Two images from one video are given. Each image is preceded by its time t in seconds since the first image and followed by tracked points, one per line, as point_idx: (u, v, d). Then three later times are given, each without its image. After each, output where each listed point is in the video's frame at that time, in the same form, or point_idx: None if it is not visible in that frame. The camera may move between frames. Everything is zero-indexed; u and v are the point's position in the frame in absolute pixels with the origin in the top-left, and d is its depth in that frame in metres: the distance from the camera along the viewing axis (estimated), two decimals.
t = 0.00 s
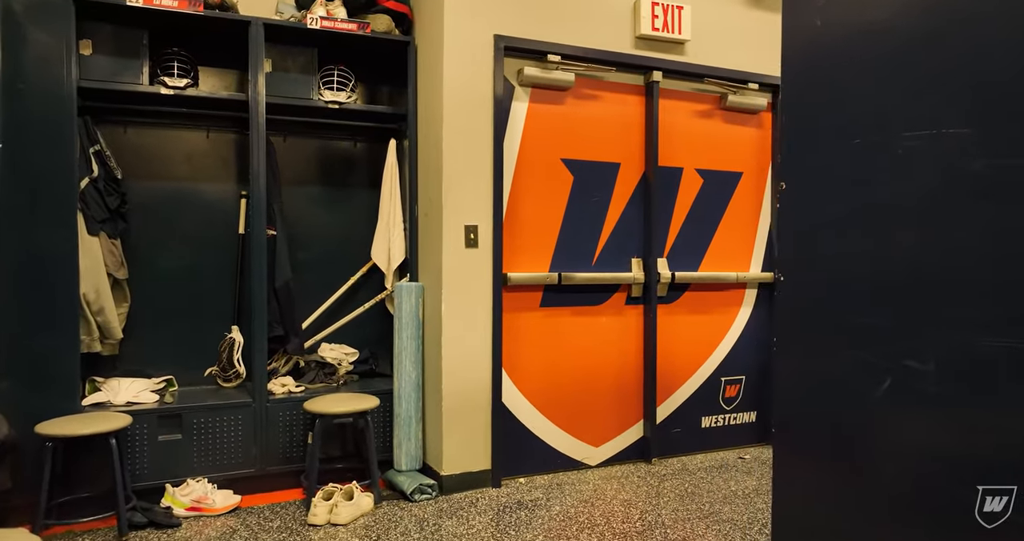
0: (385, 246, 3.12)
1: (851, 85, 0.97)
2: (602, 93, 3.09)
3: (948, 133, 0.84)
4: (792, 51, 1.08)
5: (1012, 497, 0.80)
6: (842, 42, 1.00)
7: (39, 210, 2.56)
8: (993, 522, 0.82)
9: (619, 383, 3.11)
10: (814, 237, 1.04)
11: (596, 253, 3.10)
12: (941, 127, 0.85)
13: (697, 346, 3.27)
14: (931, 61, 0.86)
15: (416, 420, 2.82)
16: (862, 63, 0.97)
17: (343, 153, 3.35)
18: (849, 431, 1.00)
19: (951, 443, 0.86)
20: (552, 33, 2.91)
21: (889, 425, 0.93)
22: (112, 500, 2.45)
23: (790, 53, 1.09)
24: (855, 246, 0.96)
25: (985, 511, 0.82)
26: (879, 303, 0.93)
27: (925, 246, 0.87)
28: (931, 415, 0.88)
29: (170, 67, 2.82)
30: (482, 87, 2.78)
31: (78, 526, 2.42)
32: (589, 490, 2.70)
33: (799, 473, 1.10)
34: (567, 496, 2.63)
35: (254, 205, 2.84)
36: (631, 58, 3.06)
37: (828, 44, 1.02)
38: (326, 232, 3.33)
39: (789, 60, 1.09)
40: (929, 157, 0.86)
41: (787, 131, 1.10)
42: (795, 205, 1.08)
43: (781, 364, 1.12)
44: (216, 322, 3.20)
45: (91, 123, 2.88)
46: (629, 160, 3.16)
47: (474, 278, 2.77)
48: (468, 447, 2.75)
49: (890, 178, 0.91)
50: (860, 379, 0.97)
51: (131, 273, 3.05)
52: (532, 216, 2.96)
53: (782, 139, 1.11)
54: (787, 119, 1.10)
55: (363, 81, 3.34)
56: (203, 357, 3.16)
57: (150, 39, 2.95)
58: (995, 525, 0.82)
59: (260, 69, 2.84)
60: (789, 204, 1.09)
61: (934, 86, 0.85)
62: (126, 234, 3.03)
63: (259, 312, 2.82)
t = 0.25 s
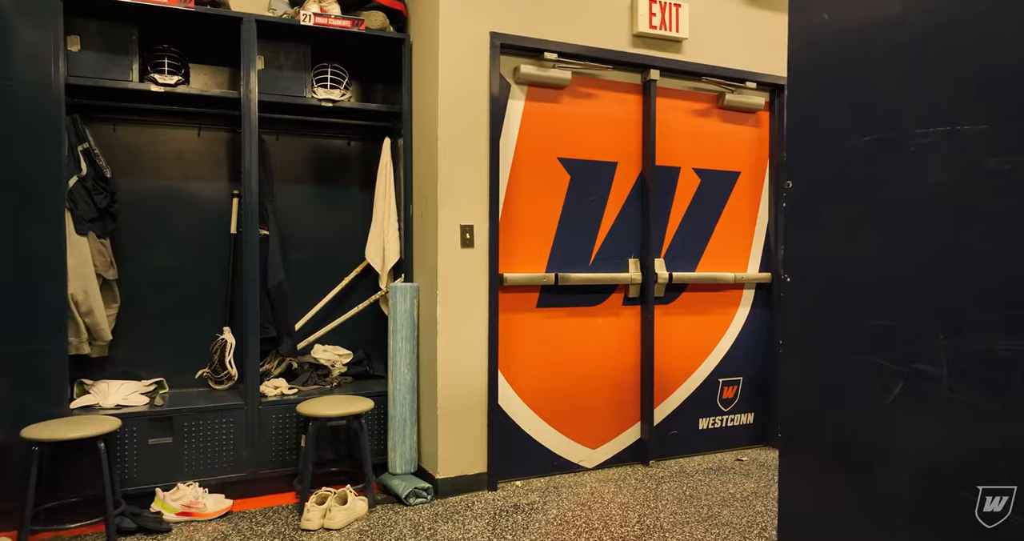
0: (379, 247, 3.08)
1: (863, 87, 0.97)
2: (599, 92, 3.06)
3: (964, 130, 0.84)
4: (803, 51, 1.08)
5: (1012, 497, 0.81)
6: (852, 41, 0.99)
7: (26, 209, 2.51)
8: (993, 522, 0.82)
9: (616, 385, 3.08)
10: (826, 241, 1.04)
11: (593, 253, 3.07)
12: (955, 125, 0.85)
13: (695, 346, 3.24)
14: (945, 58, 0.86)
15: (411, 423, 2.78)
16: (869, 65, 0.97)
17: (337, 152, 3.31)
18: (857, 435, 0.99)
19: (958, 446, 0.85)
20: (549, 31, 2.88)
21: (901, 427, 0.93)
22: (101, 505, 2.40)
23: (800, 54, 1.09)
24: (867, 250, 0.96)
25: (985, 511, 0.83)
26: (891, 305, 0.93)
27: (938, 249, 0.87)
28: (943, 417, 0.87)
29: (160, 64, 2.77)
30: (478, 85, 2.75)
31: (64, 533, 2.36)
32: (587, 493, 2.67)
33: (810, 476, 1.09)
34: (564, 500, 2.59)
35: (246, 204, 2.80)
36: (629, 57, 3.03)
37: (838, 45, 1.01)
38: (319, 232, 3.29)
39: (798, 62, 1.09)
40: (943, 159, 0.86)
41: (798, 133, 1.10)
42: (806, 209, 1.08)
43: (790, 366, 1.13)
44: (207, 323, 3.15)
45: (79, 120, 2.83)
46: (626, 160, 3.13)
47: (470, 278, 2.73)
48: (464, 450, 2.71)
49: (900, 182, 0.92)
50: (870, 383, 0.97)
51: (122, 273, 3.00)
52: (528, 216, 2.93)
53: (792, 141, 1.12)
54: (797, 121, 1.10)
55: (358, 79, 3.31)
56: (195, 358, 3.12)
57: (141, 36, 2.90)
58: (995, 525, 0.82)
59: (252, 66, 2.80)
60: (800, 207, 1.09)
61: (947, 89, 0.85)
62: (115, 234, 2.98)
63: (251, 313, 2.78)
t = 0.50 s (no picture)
0: (373, 247, 3.04)
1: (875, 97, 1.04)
2: (595, 90, 3.03)
3: (979, 125, 0.93)
4: (811, 55, 1.14)
5: (1012, 497, 0.92)
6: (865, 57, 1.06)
7: (12, 207, 2.45)
8: (993, 521, 0.93)
9: (613, 386, 3.05)
10: (836, 244, 1.10)
11: (590, 253, 3.04)
12: (971, 121, 0.93)
13: (692, 347, 3.21)
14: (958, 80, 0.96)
15: (405, 425, 2.74)
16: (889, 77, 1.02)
17: (330, 151, 3.26)
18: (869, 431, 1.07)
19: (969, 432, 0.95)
20: (545, 27, 2.84)
21: (914, 424, 1.00)
22: (89, 510, 2.35)
23: (808, 66, 1.14)
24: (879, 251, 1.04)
25: (986, 511, 0.94)
26: (910, 295, 1.00)
27: (951, 253, 0.95)
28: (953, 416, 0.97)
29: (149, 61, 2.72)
30: (473, 82, 2.71)
31: (50, 539, 2.30)
32: (584, 496, 2.64)
33: (826, 478, 1.13)
34: (562, 503, 2.56)
35: (237, 203, 2.75)
36: (625, 54, 3.00)
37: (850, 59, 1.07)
38: (312, 231, 3.24)
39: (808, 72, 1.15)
40: (952, 170, 0.96)
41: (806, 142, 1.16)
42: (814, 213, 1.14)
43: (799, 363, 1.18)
44: (197, 325, 3.10)
45: (65, 117, 2.77)
46: (623, 159, 3.10)
47: (466, 279, 2.70)
48: (460, 453, 2.68)
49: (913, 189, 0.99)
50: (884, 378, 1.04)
51: (110, 272, 2.94)
52: (524, 215, 2.89)
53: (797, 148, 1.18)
54: (805, 130, 1.16)
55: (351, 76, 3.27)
56: (186, 361, 3.07)
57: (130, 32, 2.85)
58: (994, 524, 0.94)
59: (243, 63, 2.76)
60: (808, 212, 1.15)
61: (964, 101, 0.94)
62: (102, 234, 2.92)
63: (241, 314, 2.72)
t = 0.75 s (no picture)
0: (367, 247, 2.99)
1: (889, 101, 1.03)
2: (593, 88, 2.99)
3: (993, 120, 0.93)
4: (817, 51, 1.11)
5: (1011, 497, 0.93)
6: (871, 58, 1.04)
7: None
8: (993, 521, 0.95)
9: (610, 387, 3.02)
10: (846, 244, 1.08)
11: (587, 253, 3.00)
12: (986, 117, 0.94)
13: (689, 348, 3.18)
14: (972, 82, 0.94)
15: (400, 428, 2.70)
16: (899, 80, 1.01)
17: (323, 150, 3.22)
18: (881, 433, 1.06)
19: (986, 443, 0.95)
20: (542, 24, 2.80)
21: (923, 426, 1.01)
22: (77, 516, 2.30)
23: (816, 62, 1.12)
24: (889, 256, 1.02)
25: (987, 511, 0.95)
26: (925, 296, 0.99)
27: (963, 255, 0.96)
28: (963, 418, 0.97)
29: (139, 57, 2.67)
30: (469, 80, 2.67)
31: None
32: (581, 499, 2.60)
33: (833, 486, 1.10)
34: (559, 507, 2.52)
35: (229, 202, 2.70)
36: (623, 52, 2.96)
37: (857, 58, 1.06)
38: (305, 231, 3.19)
39: (816, 71, 1.12)
40: (969, 177, 0.95)
41: (814, 141, 1.14)
42: (823, 213, 1.12)
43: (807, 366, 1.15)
44: (188, 326, 3.04)
45: (53, 114, 2.72)
46: (620, 158, 3.06)
47: (462, 279, 2.66)
48: (455, 456, 2.64)
49: (929, 194, 0.98)
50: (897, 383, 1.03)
51: (99, 273, 2.89)
52: (521, 215, 2.85)
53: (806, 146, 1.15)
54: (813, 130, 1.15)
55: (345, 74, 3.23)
56: (176, 363, 3.01)
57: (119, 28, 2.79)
58: (994, 524, 0.95)
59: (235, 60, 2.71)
60: (817, 212, 1.13)
61: (973, 99, 0.94)
62: (90, 234, 2.87)
63: (233, 315, 2.67)
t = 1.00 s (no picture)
0: (361, 247, 2.95)
1: (901, 106, 1.04)
2: (590, 86, 2.95)
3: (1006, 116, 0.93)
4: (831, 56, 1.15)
5: (1012, 497, 0.93)
6: (885, 65, 1.06)
7: None
8: (993, 521, 0.95)
9: (608, 389, 2.98)
10: (859, 245, 1.11)
11: (585, 252, 2.97)
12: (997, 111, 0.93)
13: (687, 349, 3.15)
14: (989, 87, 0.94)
15: (395, 431, 2.65)
16: (918, 83, 1.02)
17: (317, 148, 3.17)
18: (893, 438, 1.07)
19: (983, 446, 0.95)
20: (539, 21, 2.76)
21: (936, 428, 1.00)
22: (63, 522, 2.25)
23: (828, 61, 1.15)
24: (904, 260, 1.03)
25: (986, 511, 0.96)
26: (937, 294, 0.99)
27: (978, 251, 0.95)
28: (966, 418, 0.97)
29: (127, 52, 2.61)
30: (465, 77, 2.63)
31: None
32: (579, 503, 2.57)
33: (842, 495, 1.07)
34: (556, 511, 2.49)
35: (220, 201, 2.65)
36: (621, 49, 2.92)
37: (869, 65, 1.08)
38: (298, 231, 3.14)
39: (830, 75, 1.16)
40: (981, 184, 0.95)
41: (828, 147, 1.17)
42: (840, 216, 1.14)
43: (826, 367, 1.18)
44: (178, 328, 2.99)
45: (39, 111, 2.66)
46: (618, 156, 3.03)
47: (458, 279, 2.61)
48: (452, 459, 2.60)
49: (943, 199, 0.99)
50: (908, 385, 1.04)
51: (87, 272, 2.83)
52: (518, 214, 2.82)
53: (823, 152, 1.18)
54: (824, 132, 1.17)
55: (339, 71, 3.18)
56: (166, 365, 2.96)
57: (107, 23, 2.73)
58: (995, 524, 0.96)
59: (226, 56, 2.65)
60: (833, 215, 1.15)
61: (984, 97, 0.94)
62: (78, 233, 2.81)
63: (224, 316, 2.62)
